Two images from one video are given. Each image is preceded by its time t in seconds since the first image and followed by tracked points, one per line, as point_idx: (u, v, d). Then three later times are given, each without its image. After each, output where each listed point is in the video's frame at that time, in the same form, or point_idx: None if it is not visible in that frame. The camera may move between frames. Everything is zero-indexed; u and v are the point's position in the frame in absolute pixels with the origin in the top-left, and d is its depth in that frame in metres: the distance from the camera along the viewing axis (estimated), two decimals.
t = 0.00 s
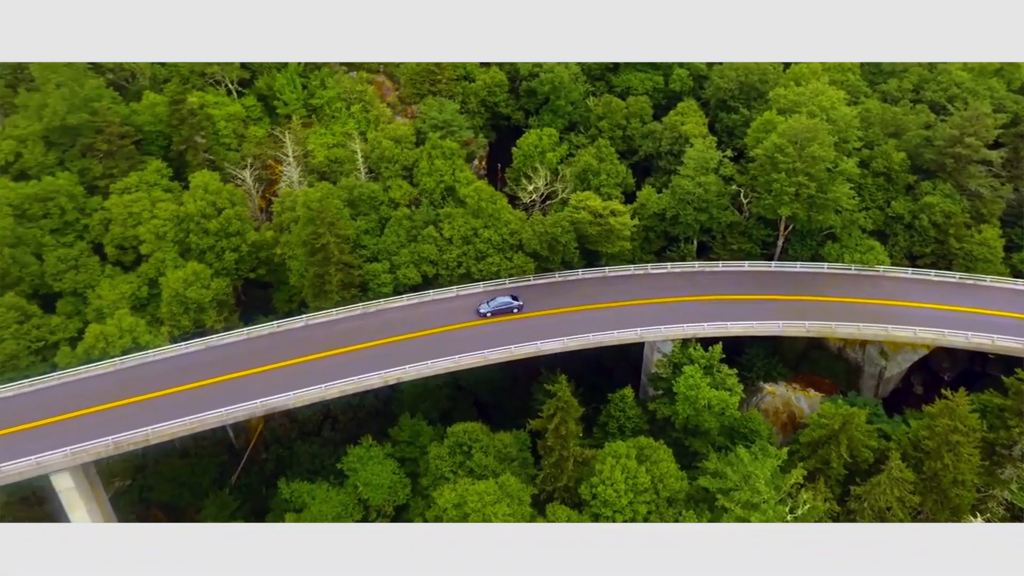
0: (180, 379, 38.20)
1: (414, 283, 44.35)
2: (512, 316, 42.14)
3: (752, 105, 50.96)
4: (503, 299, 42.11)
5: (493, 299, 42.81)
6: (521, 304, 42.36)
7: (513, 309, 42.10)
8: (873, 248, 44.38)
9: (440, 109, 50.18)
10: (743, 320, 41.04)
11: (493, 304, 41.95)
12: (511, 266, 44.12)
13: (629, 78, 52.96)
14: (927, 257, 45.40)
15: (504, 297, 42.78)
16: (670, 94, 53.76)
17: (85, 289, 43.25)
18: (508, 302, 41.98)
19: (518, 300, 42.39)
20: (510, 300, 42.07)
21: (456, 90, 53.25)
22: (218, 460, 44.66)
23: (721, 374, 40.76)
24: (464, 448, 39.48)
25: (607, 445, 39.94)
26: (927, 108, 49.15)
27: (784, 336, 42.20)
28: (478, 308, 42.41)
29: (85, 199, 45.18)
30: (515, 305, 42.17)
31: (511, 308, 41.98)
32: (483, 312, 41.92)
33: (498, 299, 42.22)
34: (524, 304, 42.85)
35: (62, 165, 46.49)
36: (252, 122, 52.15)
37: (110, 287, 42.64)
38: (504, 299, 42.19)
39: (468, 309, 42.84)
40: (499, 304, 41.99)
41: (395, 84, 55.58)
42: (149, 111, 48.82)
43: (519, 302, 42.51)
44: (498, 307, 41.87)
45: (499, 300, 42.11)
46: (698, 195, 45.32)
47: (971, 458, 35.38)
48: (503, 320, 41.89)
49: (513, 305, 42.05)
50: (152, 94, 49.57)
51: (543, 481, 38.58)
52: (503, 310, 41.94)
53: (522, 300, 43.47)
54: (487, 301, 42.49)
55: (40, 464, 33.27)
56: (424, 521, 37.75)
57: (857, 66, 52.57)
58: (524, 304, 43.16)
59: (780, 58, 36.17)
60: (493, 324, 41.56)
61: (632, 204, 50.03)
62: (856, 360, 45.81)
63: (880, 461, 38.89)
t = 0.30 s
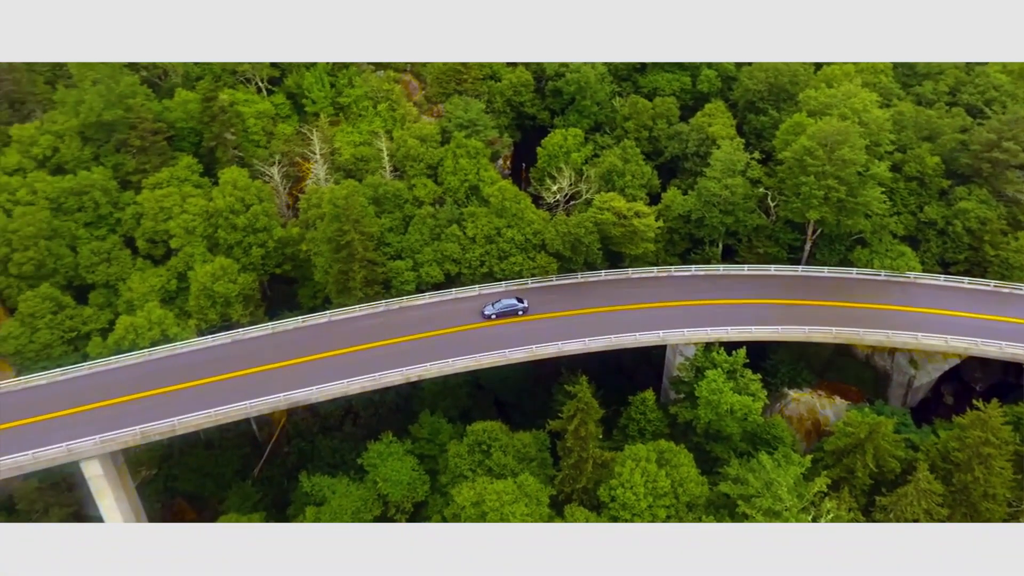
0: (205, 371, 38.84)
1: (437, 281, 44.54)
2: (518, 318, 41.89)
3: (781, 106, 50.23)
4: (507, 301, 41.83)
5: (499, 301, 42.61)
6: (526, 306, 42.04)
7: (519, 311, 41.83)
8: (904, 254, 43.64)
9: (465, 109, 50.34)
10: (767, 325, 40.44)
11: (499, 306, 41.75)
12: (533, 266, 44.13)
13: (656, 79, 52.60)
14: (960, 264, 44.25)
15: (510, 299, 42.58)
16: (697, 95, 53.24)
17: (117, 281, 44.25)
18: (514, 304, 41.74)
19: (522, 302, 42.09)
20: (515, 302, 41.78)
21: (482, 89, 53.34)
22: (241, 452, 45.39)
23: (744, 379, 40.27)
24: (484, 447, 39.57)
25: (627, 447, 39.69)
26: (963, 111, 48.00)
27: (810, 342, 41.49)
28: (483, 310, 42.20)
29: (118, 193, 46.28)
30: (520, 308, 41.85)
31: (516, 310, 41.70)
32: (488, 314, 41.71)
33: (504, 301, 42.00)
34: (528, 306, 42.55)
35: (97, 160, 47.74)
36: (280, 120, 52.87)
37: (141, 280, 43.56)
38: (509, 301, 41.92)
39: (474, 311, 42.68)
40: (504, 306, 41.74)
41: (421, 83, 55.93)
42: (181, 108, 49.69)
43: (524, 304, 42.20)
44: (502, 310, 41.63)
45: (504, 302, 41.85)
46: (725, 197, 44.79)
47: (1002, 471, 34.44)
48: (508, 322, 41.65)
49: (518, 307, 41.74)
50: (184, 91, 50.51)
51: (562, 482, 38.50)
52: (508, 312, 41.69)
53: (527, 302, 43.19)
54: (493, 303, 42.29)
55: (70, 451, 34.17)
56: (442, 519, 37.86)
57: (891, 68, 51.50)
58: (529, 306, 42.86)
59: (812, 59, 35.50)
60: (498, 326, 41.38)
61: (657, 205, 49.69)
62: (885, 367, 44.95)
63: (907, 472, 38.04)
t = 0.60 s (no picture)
0: (237, 362, 39.64)
1: (467, 279, 44.74)
2: (523, 320, 41.72)
3: (821, 109, 49.17)
4: (513, 303, 41.70)
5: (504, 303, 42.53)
6: (532, 308, 41.86)
7: (524, 313, 41.66)
8: (945, 262, 42.44)
9: (499, 108, 50.44)
10: (801, 332, 39.61)
11: (504, 307, 41.66)
12: (563, 267, 44.07)
13: (692, 80, 52.06)
14: (1006, 274, 42.75)
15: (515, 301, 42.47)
16: (734, 96, 52.46)
17: (156, 272, 45.43)
18: (519, 306, 41.57)
19: (528, 304, 41.93)
20: (521, 304, 41.63)
21: (516, 88, 53.35)
22: (271, 442, 46.18)
23: (775, 386, 39.56)
24: (508, 446, 39.53)
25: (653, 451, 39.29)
26: (1013, 115, 46.36)
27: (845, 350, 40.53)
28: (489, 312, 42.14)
29: (160, 186, 47.59)
30: (526, 310, 41.69)
31: (521, 312, 41.52)
32: (493, 316, 41.64)
33: (509, 303, 41.89)
34: (535, 309, 42.39)
35: (140, 154, 49.22)
36: (317, 117, 53.70)
37: (179, 271, 44.64)
38: (514, 303, 41.76)
39: (479, 313, 42.63)
40: (509, 308, 41.62)
41: (456, 82, 56.25)
42: (221, 104, 50.87)
43: (530, 306, 42.02)
44: (508, 312, 41.54)
45: (510, 304, 41.74)
46: (760, 201, 44.01)
47: None
48: (513, 325, 41.51)
49: (524, 310, 41.57)
50: (224, 88, 51.65)
51: (586, 483, 38.29)
52: (513, 314, 41.56)
53: (534, 304, 42.99)
54: (498, 305, 42.22)
55: (108, 436, 35.15)
56: (465, 516, 37.97)
57: (937, 70, 50.03)
58: (535, 309, 42.69)
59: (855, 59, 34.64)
60: (503, 328, 41.29)
61: (690, 207, 49.13)
62: (923, 379, 43.87)
63: (944, 487, 36.90)
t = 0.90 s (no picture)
0: (264, 355, 40.34)
1: (494, 278, 44.85)
2: (526, 323, 41.66)
3: (859, 112, 48.10)
4: (516, 306, 41.61)
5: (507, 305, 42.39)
6: (535, 311, 41.79)
7: (527, 315, 41.60)
8: (987, 271, 41.28)
9: (529, 107, 50.45)
10: (832, 339, 38.78)
11: (507, 310, 41.59)
12: (591, 268, 43.89)
13: (726, 81, 51.41)
14: None
15: (519, 303, 42.35)
16: (769, 98, 51.63)
17: (191, 265, 46.42)
18: (523, 308, 41.49)
19: (531, 307, 41.82)
20: (523, 307, 41.56)
21: (547, 88, 53.25)
22: (298, 435, 46.87)
23: (805, 394, 38.82)
24: (531, 446, 39.50)
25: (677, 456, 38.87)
26: None
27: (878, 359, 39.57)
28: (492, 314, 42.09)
29: (196, 181, 48.68)
30: (529, 312, 41.61)
31: (525, 315, 41.47)
32: (496, 318, 41.59)
33: (512, 306, 41.77)
34: (538, 311, 42.27)
35: (179, 149, 50.41)
36: (350, 115, 54.37)
37: (213, 265, 45.60)
38: (517, 306, 41.67)
39: (482, 315, 42.59)
40: (512, 310, 41.54)
41: (487, 81, 56.39)
42: (258, 101, 51.84)
43: (533, 309, 41.94)
44: (511, 314, 41.47)
45: (513, 306, 41.64)
46: (793, 205, 43.19)
47: None
48: (518, 328, 41.47)
49: (527, 312, 41.50)
50: (261, 86, 52.59)
51: (609, 486, 38.09)
52: (516, 316, 41.50)
53: (537, 307, 42.86)
54: (501, 307, 42.15)
55: (141, 424, 36.06)
56: (488, 514, 38.08)
57: (982, 73, 48.57)
58: (539, 312, 42.56)
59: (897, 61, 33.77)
60: (505, 331, 41.22)
61: (721, 210, 48.49)
62: (960, 391, 42.76)
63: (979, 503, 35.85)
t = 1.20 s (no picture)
0: (288, 350, 40.90)
1: (519, 278, 44.85)
2: (527, 325, 41.60)
3: (896, 115, 46.98)
4: (516, 309, 41.47)
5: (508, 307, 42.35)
6: (535, 313, 41.74)
7: (527, 318, 41.53)
8: None
9: (558, 107, 50.35)
10: (862, 346, 37.92)
11: (507, 313, 41.47)
12: (616, 269, 43.55)
13: (759, 82, 50.67)
14: None
15: (518, 305, 42.20)
16: (803, 100, 50.74)
17: (222, 259, 47.29)
18: (523, 311, 41.42)
19: (531, 310, 41.72)
20: (523, 309, 41.43)
21: (576, 88, 53.03)
22: (322, 429, 47.41)
23: (834, 402, 38.01)
24: (553, 446, 39.38)
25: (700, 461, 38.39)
26: None
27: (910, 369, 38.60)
28: (492, 317, 42.00)
29: (229, 177, 49.59)
30: (529, 315, 41.56)
31: (525, 318, 41.39)
32: (497, 320, 41.50)
33: (511, 308, 41.68)
34: (539, 314, 42.18)
35: (213, 145, 51.41)
36: (380, 114, 54.89)
37: (243, 259, 46.38)
38: (517, 308, 41.53)
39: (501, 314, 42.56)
40: (512, 313, 41.41)
41: (517, 81, 56.43)
42: (290, 99, 52.62)
43: (533, 312, 41.79)
44: (511, 317, 41.38)
45: (512, 309, 41.52)
46: (826, 209, 42.31)
47: None
48: (517, 329, 41.36)
49: (527, 315, 41.43)
50: (293, 84, 53.39)
51: (630, 489, 37.78)
52: (516, 319, 41.42)
53: (538, 309, 42.68)
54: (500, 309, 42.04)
55: (171, 414, 36.82)
56: (508, 514, 38.06)
57: None
58: (540, 315, 42.41)
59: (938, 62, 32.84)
60: (505, 333, 41.14)
61: (750, 214, 47.79)
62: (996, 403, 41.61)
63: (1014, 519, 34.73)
